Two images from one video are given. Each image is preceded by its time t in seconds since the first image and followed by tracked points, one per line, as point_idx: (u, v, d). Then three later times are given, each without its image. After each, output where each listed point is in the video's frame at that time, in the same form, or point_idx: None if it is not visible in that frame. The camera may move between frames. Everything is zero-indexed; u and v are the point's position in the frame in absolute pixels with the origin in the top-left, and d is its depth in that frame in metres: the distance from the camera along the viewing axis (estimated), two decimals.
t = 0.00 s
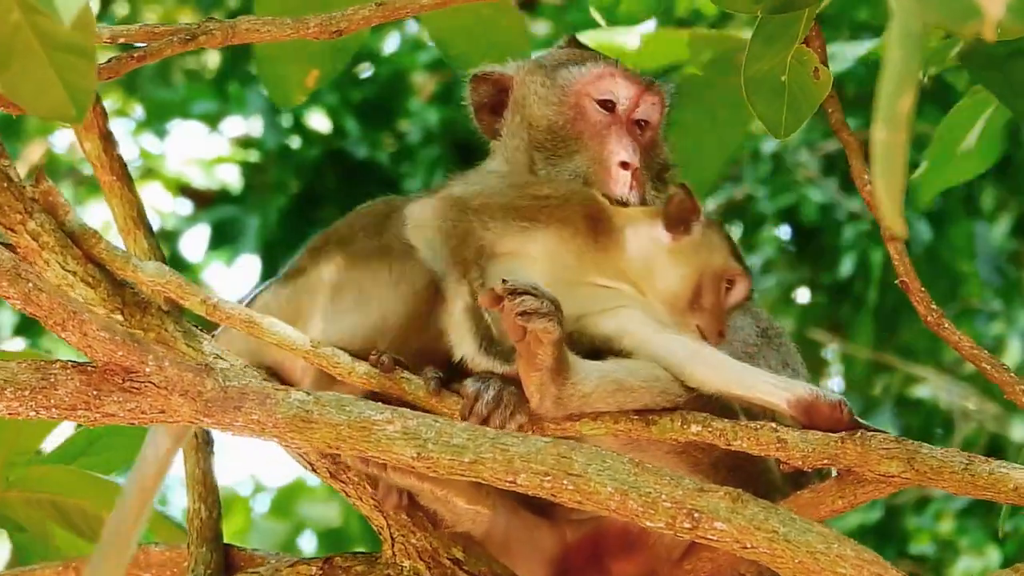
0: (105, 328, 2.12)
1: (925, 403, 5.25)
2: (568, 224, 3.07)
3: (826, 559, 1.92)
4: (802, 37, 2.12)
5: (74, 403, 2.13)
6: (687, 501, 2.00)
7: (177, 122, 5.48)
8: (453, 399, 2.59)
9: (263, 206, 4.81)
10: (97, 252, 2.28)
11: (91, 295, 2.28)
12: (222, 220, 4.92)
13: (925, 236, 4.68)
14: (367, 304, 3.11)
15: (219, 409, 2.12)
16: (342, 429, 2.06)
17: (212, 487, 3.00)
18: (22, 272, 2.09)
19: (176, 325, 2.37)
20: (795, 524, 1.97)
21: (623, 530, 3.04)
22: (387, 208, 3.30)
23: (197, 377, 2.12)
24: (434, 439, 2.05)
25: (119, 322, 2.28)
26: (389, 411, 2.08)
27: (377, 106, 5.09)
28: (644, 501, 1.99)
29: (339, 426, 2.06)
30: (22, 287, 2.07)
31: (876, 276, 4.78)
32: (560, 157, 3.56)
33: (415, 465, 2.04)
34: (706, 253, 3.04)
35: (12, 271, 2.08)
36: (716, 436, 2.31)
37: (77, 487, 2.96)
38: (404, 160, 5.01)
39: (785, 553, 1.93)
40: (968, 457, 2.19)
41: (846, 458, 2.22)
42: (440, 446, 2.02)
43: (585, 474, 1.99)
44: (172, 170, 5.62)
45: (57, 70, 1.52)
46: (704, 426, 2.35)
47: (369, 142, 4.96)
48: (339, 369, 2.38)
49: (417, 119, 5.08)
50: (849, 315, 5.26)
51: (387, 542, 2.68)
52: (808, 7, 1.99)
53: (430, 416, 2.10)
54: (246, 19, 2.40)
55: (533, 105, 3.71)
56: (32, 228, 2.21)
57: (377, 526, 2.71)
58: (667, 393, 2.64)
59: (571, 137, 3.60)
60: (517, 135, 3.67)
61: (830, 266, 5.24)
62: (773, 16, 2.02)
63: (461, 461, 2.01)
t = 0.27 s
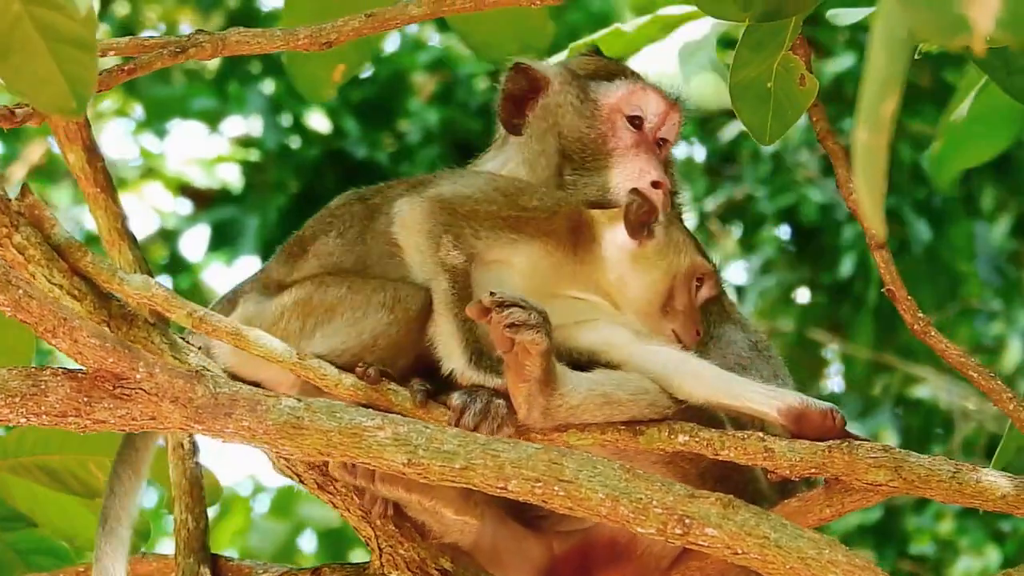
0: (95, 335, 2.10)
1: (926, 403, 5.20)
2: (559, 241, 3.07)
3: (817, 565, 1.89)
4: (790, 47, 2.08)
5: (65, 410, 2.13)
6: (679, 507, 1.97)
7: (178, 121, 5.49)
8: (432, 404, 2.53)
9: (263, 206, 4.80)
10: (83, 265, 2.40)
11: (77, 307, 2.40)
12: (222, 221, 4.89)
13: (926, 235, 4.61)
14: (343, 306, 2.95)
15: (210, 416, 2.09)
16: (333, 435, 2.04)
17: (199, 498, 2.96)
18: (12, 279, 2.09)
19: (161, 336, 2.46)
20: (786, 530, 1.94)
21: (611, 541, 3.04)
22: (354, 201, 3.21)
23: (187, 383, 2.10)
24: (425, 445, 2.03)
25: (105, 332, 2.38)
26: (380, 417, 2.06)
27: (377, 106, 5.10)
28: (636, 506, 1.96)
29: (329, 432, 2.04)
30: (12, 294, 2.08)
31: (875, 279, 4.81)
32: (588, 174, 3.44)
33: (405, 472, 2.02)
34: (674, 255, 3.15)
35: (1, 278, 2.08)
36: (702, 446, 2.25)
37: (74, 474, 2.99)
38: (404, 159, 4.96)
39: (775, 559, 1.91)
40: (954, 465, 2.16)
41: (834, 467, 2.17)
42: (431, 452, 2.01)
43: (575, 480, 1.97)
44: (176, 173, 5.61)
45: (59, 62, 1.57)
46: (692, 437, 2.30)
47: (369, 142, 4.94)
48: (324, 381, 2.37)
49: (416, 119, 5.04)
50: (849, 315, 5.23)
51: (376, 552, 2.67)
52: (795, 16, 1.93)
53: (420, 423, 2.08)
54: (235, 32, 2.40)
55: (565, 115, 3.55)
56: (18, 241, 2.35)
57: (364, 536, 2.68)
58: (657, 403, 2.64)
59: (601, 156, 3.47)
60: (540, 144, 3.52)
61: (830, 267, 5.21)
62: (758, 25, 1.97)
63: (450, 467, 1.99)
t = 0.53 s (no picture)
0: (102, 333, 2.11)
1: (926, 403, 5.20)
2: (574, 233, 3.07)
3: (823, 563, 1.91)
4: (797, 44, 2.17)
5: (70, 408, 2.12)
6: (685, 505, 1.99)
7: (177, 121, 5.50)
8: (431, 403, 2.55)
9: (264, 206, 4.84)
10: (85, 259, 2.41)
11: (80, 301, 2.43)
12: (222, 220, 4.94)
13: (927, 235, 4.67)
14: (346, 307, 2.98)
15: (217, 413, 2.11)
16: (339, 433, 2.06)
17: (201, 492, 2.99)
18: (19, 277, 2.09)
19: (164, 330, 2.49)
20: (792, 528, 1.96)
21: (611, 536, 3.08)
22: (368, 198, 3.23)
23: (194, 381, 2.11)
24: (431, 443, 2.04)
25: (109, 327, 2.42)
26: (386, 415, 2.07)
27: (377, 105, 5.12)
28: (642, 504, 1.98)
29: (336, 430, 2.05)
30: (20, 292, 2.08)
31: (877, 277, 4.83)
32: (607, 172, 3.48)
33: (411, 469, 2.03)
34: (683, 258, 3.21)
35: (8, 276, 2.08)
36: (705, 441, 2.29)
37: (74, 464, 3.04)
38: (404, 160, 4.98)
39: (781, 557, 1.93)
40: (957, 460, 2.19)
41: (837, 463, 2.19)
42: (438, 450, 2.02)
43: (581, 478, 1.99)
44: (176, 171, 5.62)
45: (89, 33, 1.52)
46: (694, 432, 2.33)
47: (369, 142, 4.94)
48: (328, 376, 2.39)
49: (417, 120, 5.06)
50: (850, 315, 5.26)
51: (379, 546, 2.73)
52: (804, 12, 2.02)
53: (427, 420, 2.09)
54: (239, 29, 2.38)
55: (585, 110, 3.59)
56: (21, 235, 2.37)
57: (368, 531, 2.74)
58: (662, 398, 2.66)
59: (620, 153, 3.52)
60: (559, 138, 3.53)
61: (830, 267, 5.24)
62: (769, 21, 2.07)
63: (457, 465, 2.00)
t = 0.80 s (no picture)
0: (104, 330, 2.12)
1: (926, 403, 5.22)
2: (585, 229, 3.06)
3: (824, 561, 1.92)
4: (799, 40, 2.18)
5: (73, 405, 2.10)
6: (687, 502, 2.00)
7: (178, 121, 5.52)
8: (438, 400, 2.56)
9: (264, 206, 4.84)
10: (90, 254, 2.42)
11: (85, 297, 2.44)
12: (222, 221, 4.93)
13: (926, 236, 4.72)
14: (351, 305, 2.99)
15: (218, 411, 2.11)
16: (341, 431, 2.06)
17: (204, 489, 3.00)
18: (21, 274, 2.09)
19: (168, 326, 2.51)
20: (794, 525, 1.97)
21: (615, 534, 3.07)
22: (377, 197, 3.24)
23: (195, 378, 2.12)
24: (433, 440, 2.04)
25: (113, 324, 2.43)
26: (387, 413, 2.08)
27: (377, 105, 5.07)
28: (644, 502, 1.99)
29: (338, 428, 2.05)
30: (22, 289, 2.08)
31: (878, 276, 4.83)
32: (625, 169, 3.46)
33: (414, 467, 2.04)
34: (696, 259, 3.19)
35: (10, 273, 2.08)
36: (709, 439, 2.30)
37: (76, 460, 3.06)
38: (404, 159, 4.98)
39: (783, 555, 1.94)
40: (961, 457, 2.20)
41: (840, 461, 2.20)
42: (439, 448, 2.02)
43: (583, 475, 2.00)
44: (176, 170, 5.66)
45: (116, 22, 1.52)
46: (698, 430, 2.35)
47: (369, 142, 4.94)
48: (332, 373, 2.41)
49: (417, 119, 5.06)
50: (848, 315, 5.24)
51: (382, 543, 2.72)
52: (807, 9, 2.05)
53: (429, 417, 2.10)
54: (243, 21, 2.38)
55: (605, 106, 3.57)
56: (25, 231, 2.36)
57: (370, 527, 2.73)
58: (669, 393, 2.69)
59: (639, 151, 3.49)
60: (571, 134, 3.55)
61: (830, 267, 5.24)
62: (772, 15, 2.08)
63: (458, 463, 2.01)
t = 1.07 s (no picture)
0: (102, 331, 2.11)
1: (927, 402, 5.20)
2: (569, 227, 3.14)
3: (823, 561, 1.91)
4: (798, 41, 2.16)
5: (70, 405, 2.11)
6: (685, 503, 2.00)
7: (178, 121, 5.51)
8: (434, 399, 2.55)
9: (265, 205, 4.84)
10: (89, 256, 2.42)
11: (84, 298, 2.44)
12: (222, 221, 4.92)
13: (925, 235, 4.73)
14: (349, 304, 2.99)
15: (216, 411, 2.11)
16: (339, 431, 2.05)
17: (204, 490, 2.99)
18: (19, 274, 2.08)
19: (168, 328, 2.51)
20: (792, 526, 1.96)
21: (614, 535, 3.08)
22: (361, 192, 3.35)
23: (193, 378, 2.12)
24: (431, 440, 2.04)
25: (113, 325, 2.43)
26: (386, 413, 2.07)
27: (377, 104, 5.13)
28: (642, 503, 1.99)
29: (336, 428, 2.05)
30: (20, 290, 2.07)
31: (876, 277, 4.84)
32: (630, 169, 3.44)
33: (412, 467, 2.03)
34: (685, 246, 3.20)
35: (9, 273, 2.08)
36: (707, 440, 2.29)
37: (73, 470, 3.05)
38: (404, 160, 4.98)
39: (780, 555, 1.93)
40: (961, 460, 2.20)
41: (840, 463, 2.20)
42: (437, 448, 2.02)
43: (581, 476, 1.99)
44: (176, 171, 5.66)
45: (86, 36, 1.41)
46: (697, 432, 2.34)
47: (368, 141, 4.99)
48: (331, 375, 2.40)
49: (417, 119, 5.07)
50: (849, 315, 5.24)
51: (382, 544, 2.72)
52: (805, 12, 2.02)
53: (427, 418, 2.09)
54: (241, 23, 2.37)
55: (610, 107, 3.54)
56: (25, 232, 2.35)
57: (370, 529, 2.73)
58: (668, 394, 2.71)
59: (643, 151, 3.47)
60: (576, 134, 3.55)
61: (830, 267, 5.24)
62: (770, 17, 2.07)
63: (456, 464, 2.00)
